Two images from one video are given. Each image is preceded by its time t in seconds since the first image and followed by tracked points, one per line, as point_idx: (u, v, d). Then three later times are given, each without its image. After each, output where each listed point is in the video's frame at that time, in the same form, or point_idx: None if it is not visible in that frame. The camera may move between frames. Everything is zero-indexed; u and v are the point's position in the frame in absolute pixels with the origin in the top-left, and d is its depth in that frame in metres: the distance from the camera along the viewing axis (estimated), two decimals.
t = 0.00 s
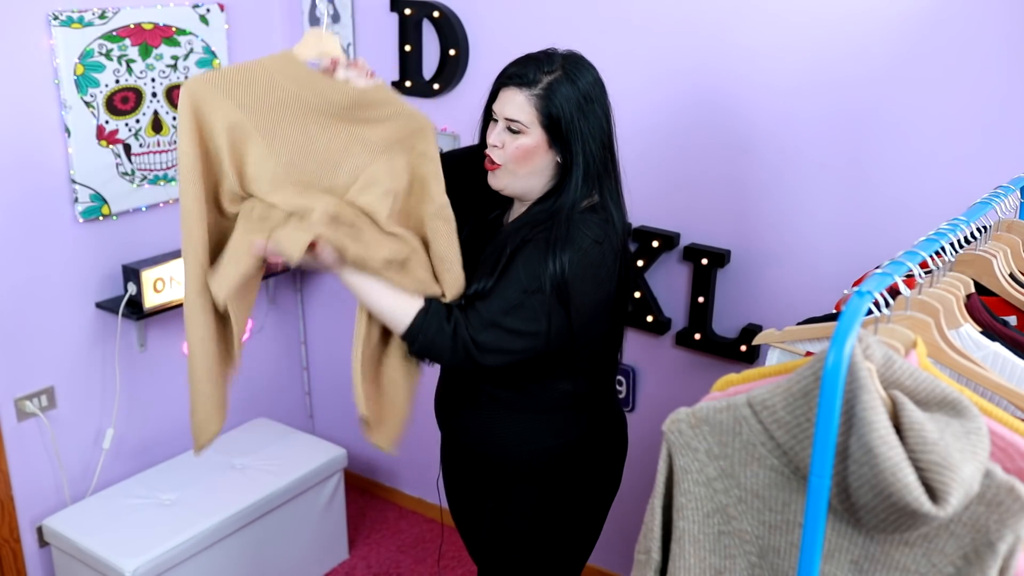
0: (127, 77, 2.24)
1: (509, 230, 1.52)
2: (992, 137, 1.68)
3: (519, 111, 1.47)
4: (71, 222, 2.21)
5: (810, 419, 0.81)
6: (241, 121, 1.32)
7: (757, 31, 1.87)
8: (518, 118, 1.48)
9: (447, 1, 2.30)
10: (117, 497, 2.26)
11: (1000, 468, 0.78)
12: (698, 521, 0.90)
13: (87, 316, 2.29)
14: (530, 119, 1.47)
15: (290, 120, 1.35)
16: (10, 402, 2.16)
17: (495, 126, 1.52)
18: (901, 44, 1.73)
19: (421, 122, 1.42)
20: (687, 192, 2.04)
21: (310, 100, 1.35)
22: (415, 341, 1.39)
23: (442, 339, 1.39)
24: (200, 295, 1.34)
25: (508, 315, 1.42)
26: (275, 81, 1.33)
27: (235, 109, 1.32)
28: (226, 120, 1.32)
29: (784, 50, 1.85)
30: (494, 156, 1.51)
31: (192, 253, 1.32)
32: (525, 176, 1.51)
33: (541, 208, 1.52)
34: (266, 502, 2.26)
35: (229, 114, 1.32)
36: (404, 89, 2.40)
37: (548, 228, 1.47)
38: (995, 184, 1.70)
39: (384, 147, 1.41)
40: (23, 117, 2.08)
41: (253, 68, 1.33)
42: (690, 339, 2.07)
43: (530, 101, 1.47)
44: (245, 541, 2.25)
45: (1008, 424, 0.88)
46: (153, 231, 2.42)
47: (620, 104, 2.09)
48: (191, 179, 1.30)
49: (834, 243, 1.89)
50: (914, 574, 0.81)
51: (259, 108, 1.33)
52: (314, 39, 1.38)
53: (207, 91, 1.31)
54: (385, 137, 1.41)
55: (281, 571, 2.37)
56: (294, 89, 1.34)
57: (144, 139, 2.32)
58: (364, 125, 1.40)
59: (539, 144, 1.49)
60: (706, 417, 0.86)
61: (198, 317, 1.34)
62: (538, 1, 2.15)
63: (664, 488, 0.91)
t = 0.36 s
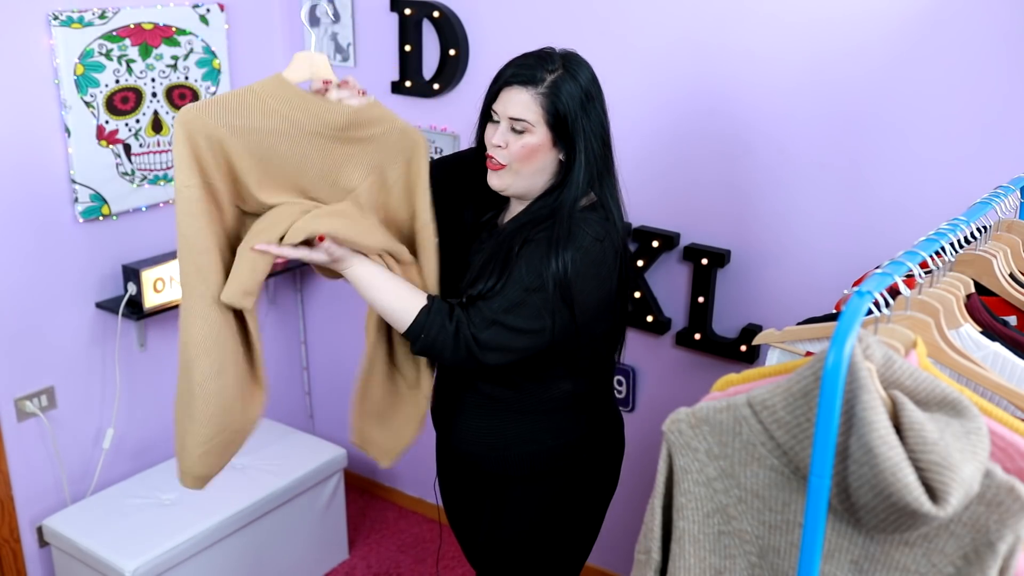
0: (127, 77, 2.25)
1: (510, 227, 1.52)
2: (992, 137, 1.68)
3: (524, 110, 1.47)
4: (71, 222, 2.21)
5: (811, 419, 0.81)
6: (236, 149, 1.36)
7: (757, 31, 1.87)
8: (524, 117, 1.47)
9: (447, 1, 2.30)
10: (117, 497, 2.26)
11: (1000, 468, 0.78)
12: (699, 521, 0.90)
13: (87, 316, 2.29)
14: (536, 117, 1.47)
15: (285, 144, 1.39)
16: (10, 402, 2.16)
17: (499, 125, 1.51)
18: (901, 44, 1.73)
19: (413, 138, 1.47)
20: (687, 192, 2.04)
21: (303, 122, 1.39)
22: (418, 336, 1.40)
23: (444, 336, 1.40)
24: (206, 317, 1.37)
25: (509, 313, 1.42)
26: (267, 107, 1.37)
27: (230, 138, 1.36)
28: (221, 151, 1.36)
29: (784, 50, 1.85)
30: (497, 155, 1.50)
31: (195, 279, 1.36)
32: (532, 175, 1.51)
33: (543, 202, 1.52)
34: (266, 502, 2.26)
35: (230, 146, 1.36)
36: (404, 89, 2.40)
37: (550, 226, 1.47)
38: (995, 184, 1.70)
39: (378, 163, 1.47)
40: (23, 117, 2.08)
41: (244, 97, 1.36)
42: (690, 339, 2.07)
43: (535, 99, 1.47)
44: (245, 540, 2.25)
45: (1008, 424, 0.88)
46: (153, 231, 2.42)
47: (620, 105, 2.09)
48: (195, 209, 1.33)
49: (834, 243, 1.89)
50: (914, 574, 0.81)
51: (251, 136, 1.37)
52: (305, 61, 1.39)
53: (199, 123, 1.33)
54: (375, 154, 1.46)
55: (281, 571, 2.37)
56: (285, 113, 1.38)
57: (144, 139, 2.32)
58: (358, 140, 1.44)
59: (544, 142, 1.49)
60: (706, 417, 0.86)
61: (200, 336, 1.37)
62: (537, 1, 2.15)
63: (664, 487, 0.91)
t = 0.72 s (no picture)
0: (127, 77, 2.25)
1: (515, 224, 1.51)
2: (992, 137, 1.68)
3: (535, 102, 1.48)
4: (71, 222, 2.21)
5: (811, 419, 0.81)
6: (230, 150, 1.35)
7: (757, 31, 1.87)
8: (536, 108, 1.48)
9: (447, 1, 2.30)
10: (117, 497, 2.26)
11: (1000, 468, 0.78)
12: (698, 521, 0.90)
13: (87, 316, 2.29)
14: (548, 109, 1.49)
15: (276, 148, 1.40)
16: (10, 402, 2.16)
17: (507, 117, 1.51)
18: (902, 44, 1.73)
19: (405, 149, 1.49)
20: (687, 193, 2.04)
21: (295, 125, 1.40)
22: (431, 345, 1.39)
23: (462, 344, 1.40)
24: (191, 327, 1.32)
25: (523, 315, 1.42)
26: (260, 109, 1.37)
27: (224, 138, 1.35)
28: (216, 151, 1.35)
29: (784, 50, 1.85)
30: (507, 146, 1.51)
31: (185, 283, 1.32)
32: (539, 167, 1.51)
33: (547, 198, 1.52)
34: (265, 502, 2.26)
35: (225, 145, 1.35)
36: (404, 89, 2.40)
37: (556, 224, 1.47)
38: (995, 184, 1.70)
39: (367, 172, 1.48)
40: (23, 117, 2.08)
41: (237, 97, 1.36)
42: (690, 339, 2.07)
43: (547, 92, 1.49)
44: (245, 540, 2.25)
45: (1008, 424, 0.88)
46: (153, 230, 2.42)
47: (620, 105, 2.09)
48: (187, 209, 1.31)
49: (834, 242, 1.89)
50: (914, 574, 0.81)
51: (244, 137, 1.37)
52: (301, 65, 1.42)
53: (193, 121, 1.33)
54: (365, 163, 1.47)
55: (280, 571, 2.37)
56: (278, 115, 1.38)
57: (144, 139, 2.32)
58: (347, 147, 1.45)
59: (552, 135, 1.50)
60: (706, 417, 0.86)
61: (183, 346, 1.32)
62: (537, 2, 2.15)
63: (664, 488, 0.91)
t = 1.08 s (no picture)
0: (127, 77, 2.25)
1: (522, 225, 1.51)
2: (992, 137, 1.68)
3: (537, 104, 1.48)
4: (71, 222, 2.21)
5: (810, 419, 0.81)
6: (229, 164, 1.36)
7: (757, 31, 1.87)
8: (537, 111, 1.48)
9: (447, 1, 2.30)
10: (117, 497, 2.26)
11: (1000, 468, 0.78)
12: (699, 521, 0.90)
13: (87, 316, 2.29)
14: (549, 112, 1.48)
15: (274, 160, 1.40)
16: (10, 402, 2.16)
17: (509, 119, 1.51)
18: (901, 44, 1.73)
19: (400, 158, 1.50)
20: (687, 193, 2.04)
21: (294, 137, 1.39)
22: (448, 350, 1.37)
23: (483, 348, 1.38)
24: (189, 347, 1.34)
25: (538, 315, 1.41)
26: (258, 122, 1.37)
27: (222, 152, 1.36)
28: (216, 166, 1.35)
29: (784, 50, 1.85)
30: (509, 150, 1.50)
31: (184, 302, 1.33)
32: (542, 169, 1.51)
33: (555, 197, 1.52)
34: (266, 502, 2.26)
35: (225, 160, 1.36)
36: (404, 89, 2.40)
37: (565, 222, 1.48)
38: (994, 184, 1.70)
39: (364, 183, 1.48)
40: (23, 117, 2.08)
41: (233, 111, 1.36)
42: (690, 339, 2.07)
43: (549, 94, 1.48)
44: (245, 540, 2.25)
45: (1008, 424, 0.88)
46: (153, 230, 2.42)
47: (620, 105, 2.09)
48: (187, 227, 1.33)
49: (834, 243, 1.89)
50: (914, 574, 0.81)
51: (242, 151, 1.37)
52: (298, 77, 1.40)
53: (190, 138, 1.33)
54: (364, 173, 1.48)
55: (280, 571, 2.37)
56: (277, 129, 1.38)
57: (144, 139, 2.32)
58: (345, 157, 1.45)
59: (554, 136, 1.49)
60: (706, 417, 0.86)
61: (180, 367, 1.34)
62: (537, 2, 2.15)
63: (664, 488, 0.91)
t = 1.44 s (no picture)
0: (127, 77, 2.25)
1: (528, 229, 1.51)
2: (992, 137, 1.68)
3: (529, 101, 1.48)
4: (71, 222, 2.22)
5: (810, 419, 0.81)
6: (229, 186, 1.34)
7: (757, 31, 1.87)
8: (529, 108, 1.48)
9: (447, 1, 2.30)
10: (117, 497, 2.26)
11: (1000, 468, 0.78)
12: (699, 521, 0.90)
13: (87, 316, 2.29)
14: (541, 110, 1.48)
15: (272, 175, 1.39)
16: (10, 402, 2.16)
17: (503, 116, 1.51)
18: (901, 44, 1.73)
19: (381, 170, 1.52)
20: (687, 193, 2.04)
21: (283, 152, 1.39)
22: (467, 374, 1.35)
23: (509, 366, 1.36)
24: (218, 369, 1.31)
25: (553, 324, 1.40)
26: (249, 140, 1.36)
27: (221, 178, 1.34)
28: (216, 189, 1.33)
29: (784, 50, 1.85)
30: (502, 147, 1.51)
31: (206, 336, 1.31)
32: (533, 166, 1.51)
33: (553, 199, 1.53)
34: (266, 502, 2.26)
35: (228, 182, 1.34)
36: (404, 89, 2.40)
37: (569, 228, 1.48)
38: (994, 184, 1.70)
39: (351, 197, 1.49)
40: (24, 117, 2.08)
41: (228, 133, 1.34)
42: (690, 339, 2.07)
43: (541, 92, 1.48)
44: (245, 540, 2.25)
45: (1008, 424, 0.88)
46: (153, 230, 2.42)
47: (621, 105, 2.09)
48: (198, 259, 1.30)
49: (834, 243, 1.89)
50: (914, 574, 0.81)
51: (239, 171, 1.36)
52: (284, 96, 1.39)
53: (194, 157, 1.30)
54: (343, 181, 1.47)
55: (280, 571, 2.37)
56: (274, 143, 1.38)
57: (144, 139, 2.32)
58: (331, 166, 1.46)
59: (547, 134, 1.50)
60: (706, 417, 0.86)
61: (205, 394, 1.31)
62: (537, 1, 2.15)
63: (664, 488, 0.91)
